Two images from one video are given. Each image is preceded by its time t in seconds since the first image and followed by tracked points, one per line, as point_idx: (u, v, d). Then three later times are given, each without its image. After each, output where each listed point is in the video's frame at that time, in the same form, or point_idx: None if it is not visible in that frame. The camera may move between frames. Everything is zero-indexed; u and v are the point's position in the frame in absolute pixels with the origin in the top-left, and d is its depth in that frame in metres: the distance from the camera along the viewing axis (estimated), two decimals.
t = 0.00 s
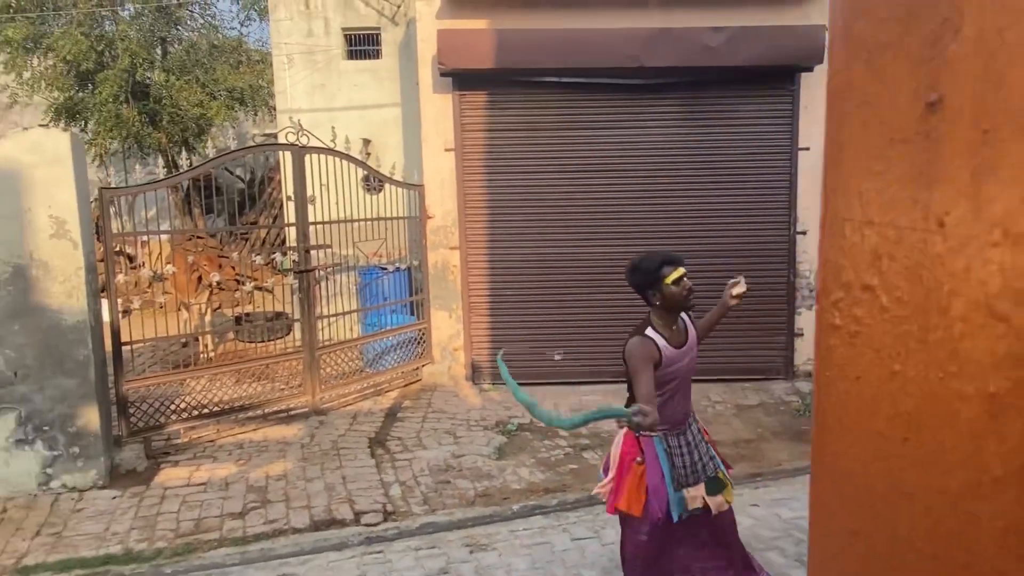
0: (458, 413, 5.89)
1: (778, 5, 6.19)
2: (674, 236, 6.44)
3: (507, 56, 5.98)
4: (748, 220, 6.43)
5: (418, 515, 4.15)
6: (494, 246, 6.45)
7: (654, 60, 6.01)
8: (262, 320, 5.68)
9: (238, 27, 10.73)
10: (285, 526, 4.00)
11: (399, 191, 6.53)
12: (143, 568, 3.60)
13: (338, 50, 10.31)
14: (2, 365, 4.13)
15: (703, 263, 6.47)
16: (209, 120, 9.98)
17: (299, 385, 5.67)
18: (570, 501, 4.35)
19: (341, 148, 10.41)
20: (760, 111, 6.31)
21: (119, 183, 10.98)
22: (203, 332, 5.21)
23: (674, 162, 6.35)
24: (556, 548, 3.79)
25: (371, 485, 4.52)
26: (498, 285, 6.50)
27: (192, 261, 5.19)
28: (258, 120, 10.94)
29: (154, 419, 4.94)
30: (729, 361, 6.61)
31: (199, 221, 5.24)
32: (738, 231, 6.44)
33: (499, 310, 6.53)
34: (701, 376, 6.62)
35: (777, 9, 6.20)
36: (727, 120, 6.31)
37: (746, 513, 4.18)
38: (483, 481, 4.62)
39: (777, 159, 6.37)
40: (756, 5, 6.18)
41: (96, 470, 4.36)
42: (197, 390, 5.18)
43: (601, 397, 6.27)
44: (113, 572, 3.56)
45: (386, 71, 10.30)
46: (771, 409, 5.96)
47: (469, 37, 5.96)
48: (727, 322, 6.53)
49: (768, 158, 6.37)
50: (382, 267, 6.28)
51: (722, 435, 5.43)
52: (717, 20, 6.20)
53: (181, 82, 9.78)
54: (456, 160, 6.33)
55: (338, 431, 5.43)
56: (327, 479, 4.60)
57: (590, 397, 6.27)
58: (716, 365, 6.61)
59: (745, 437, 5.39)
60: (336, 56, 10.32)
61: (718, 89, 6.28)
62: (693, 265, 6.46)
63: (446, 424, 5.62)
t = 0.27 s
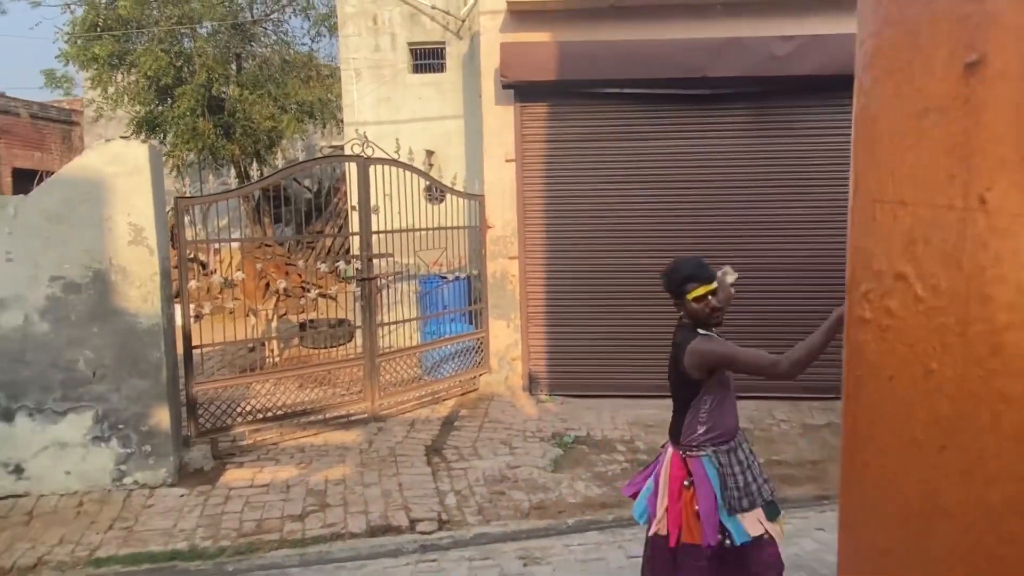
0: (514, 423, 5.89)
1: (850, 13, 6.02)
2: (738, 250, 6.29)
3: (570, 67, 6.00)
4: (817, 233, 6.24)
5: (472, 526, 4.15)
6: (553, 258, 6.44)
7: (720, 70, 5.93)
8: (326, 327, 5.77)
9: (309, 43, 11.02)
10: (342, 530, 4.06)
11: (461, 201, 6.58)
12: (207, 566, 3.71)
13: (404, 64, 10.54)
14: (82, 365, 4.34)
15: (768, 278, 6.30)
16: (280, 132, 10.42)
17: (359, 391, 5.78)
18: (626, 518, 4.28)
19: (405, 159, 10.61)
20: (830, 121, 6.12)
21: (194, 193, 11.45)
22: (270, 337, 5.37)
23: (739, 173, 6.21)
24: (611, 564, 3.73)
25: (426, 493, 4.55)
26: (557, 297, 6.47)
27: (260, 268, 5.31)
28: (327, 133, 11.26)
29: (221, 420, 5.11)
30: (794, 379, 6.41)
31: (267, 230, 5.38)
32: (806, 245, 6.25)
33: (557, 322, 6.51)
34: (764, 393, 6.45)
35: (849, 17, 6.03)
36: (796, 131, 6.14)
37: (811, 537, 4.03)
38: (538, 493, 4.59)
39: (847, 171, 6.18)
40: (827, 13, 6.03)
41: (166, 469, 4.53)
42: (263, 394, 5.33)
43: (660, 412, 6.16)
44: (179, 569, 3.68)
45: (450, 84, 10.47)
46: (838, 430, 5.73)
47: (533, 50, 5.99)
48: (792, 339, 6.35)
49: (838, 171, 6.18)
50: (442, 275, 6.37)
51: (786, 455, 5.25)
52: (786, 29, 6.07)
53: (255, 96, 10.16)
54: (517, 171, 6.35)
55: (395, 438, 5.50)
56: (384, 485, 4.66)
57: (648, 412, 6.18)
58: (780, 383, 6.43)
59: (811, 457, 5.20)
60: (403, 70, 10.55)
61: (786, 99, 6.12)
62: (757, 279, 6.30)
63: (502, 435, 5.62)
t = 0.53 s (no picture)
0: (576, 430, 5.87)
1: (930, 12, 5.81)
2: (808, 257, 6.11)
3: (635, 72, 5.97)
4: (893, 241, 6.01)
5: (533, 529, 4.16)
6: (616, 264, 6.40)
7: (791, 72, 5.80)
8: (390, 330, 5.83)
9: (378, 53, 11.36)
10: (405, 528, 4.13)
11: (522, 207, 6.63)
12: (275, 558, 3.83)
13: (469, 71, 10.66)
14: (163, 361, 4.54)
15: (840, 287, 6.10)
16: (349, 140, 10.69)
17: (422, 393, 5.88)
18: (690, 528, 4.20)
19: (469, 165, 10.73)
20: (907, 124, 5.91)
21: (267, 199, 11.86)
22: (338, 338, 5.48)
23: (810, 179, 6.04)
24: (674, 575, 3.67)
25: (487, 495, 4.59)
26: (619, 304, 6.43)
27: (329, 272, 5.46)
28: (393, 140, 11.50)
29: (291, 417, 5.27)
30: (867, 392, 6.18)
31: (337, 236, 5.47)
32: (880, 253, 6.03)
33: (619, 329, 6.46)
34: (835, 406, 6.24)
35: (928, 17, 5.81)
36: (871, 135, 5.94)
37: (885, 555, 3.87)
38: (599, 500, 4.57)
39: (926, 177, 5.94)
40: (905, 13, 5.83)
41: (238, 463, 4.70)
42: (330, 394, 5.47)
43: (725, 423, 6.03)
44: (248, 560, 3.81)
45: (514, 90, 10.55)
46: (915, 446, 5.49)
47: (598, 55, 6.00)
48: (864, 350, 6.13)
49: (916, 176, 5.95)
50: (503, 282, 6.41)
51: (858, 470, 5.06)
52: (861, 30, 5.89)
53: (325, 105, 10.47)
54: (580, 177, 6.35)
55: (457, 440, 5.56)
56: (446, 486, 4.72)
57: (713, 422, 6.06)
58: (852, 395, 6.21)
59: (885, 473, 5.00)
60: (468, 77, 10.67)
61: (861, 102, 5.93)
62: (828, 288, 6.11)
63: (563, 440, 5.61)
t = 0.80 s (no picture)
0: (621, 434, 5.82)
1: (996, 9, 5.59)
2: (865, 262, 5.94)
3: (686, 72, 5.89)
4: (955, 245, 5.79)
5: (578, 534, 4.13)
6: (664, 267, 6.33)
7: (847, 72, 5.66)
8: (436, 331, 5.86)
9: (428, 57, 11.49)
10: (450, 528, 4.15)
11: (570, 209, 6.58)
12: (324, 554, 3.89)
13: (517, 74, 10.70)
14: (218, 358, 4.67)
15: (898, 292, 5.91)
16: (397, 143, 10.77)
17: (467, 395, 5.89)
18: (739, 538, 4.12)
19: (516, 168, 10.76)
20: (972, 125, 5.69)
21: (318, 201, 12.10)
22: (384, 338, 5.55)
23: (868, 181, 5.87)
24: None
25: (532, 498, 4.58)
26: (667, 307, 6.36)
27: (378, 273, 5.53)
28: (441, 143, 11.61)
29: (340, 415, 5.38)
30: (926, 402, 5.97)
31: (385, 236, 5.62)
32: (942, 258, 5.82)
33: (666, 333, 6.38)
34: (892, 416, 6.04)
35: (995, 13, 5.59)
36: (933, 136, 5.75)
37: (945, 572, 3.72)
38: (646, 506, 4.51)
39: (992, 179, 5.71)
40: (969, 10, 5.63)
41: (288, 458, 4.80)
42: (377, 393, 5.54)
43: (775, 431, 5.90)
44: (298, 554, 3.88)
45: (563, 93, 10.54)
46: (977, 459, 5.28)
47: (648, 57, 5.95)
48: (924, 358, 5.93)
49: (981, 178, 5.72)
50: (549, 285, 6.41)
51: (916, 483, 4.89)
52: (922, 28, 5.71)
53: (376, 109, 10.64)
54: (628, 178, 6.30)
55: (502, 442, 5.57)
56: (491, 487, 4.72)
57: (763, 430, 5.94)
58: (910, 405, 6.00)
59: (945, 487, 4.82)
60: (516, 80, 10.71)
61: (922, 102, 5.74)
62: (885, 294, 5.93)
63: (608, 445, 5.57)
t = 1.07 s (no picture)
0: (636, 433, 5.80)
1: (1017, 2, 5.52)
2: (883, 259, 5.87)
3: (702, 70, 5.87)
4: (975, 242, 5.72)
5: (594, 532, 4.11)
6: (679, 265, 6.29)
7: (865, 68, 5.61)
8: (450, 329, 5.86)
9: (441, 56, 11.52)
10: (466, 525, 4.14)
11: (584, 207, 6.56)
12: (340, 550, 3.89)
13: (531, 71, 10.71)
14: (235, 356, 4.69)
15: (917, 290, 5.84)
16: (411, 141, 10.85)
17: (482, 393, 5.88)
18: (757, 537, 4.09)
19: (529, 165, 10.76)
20: (992, 120, 5.62)
21: (331, 200, 12.12)
22: (399, 337, 5.55)
23: (887, 177, 5.81)
24: None
25: (547, 496, 4.57)
26: (681, 305, 6.32)
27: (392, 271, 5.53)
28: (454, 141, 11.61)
29: (355, 413, 5.38)
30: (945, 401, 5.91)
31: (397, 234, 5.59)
32: (962, 255, 5.75)
33: (681, 332, 6.34)
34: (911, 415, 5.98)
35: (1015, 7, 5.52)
36: (952, 131, 5.68)
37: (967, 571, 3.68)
38: (662, 505, 4.49)
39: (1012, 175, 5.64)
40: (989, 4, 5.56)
41: (304, 455, 4.81)
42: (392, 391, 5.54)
43: (792, 430, 5.86)
44: (315, 551, 3.89)
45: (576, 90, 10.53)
46: (997, 458, 5.21)
47: (663, 54, 5.92)
48: (943, 357, 5.86)
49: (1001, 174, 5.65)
50: (563, 283, 6.40)
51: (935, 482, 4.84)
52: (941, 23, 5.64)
53: (389, 107, 10.66)
54: (643, 176, 6.27)
55: (517, 440, 5.56)
56: (506, 485, 4.72)
57: (779, 428, 5.89)
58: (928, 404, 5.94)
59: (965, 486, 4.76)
60: (529, 77, 10.72)
61: (941, 98, 5.68)
62: (903, 292, 5.86)
63: (623, 443, 5.54)
